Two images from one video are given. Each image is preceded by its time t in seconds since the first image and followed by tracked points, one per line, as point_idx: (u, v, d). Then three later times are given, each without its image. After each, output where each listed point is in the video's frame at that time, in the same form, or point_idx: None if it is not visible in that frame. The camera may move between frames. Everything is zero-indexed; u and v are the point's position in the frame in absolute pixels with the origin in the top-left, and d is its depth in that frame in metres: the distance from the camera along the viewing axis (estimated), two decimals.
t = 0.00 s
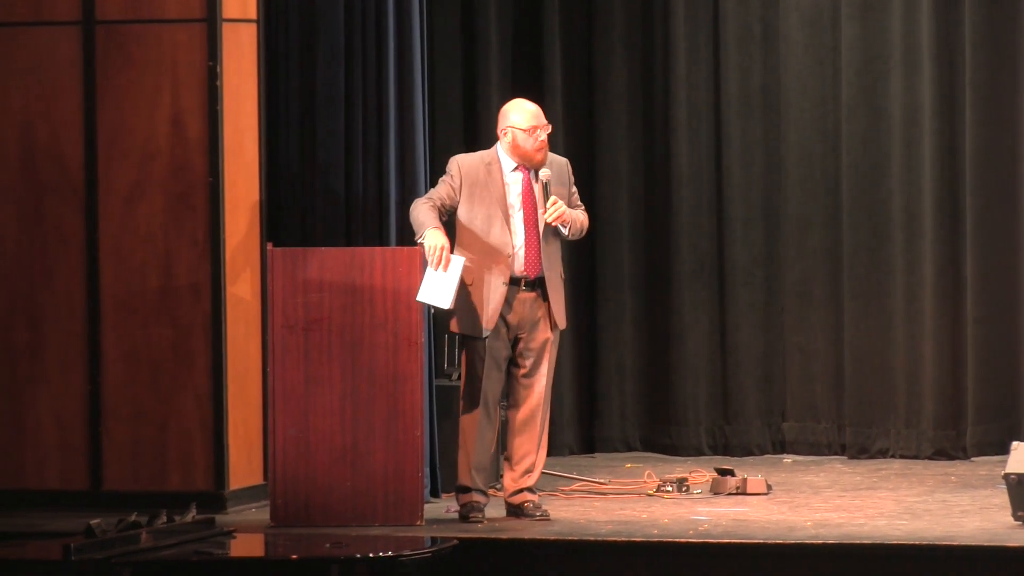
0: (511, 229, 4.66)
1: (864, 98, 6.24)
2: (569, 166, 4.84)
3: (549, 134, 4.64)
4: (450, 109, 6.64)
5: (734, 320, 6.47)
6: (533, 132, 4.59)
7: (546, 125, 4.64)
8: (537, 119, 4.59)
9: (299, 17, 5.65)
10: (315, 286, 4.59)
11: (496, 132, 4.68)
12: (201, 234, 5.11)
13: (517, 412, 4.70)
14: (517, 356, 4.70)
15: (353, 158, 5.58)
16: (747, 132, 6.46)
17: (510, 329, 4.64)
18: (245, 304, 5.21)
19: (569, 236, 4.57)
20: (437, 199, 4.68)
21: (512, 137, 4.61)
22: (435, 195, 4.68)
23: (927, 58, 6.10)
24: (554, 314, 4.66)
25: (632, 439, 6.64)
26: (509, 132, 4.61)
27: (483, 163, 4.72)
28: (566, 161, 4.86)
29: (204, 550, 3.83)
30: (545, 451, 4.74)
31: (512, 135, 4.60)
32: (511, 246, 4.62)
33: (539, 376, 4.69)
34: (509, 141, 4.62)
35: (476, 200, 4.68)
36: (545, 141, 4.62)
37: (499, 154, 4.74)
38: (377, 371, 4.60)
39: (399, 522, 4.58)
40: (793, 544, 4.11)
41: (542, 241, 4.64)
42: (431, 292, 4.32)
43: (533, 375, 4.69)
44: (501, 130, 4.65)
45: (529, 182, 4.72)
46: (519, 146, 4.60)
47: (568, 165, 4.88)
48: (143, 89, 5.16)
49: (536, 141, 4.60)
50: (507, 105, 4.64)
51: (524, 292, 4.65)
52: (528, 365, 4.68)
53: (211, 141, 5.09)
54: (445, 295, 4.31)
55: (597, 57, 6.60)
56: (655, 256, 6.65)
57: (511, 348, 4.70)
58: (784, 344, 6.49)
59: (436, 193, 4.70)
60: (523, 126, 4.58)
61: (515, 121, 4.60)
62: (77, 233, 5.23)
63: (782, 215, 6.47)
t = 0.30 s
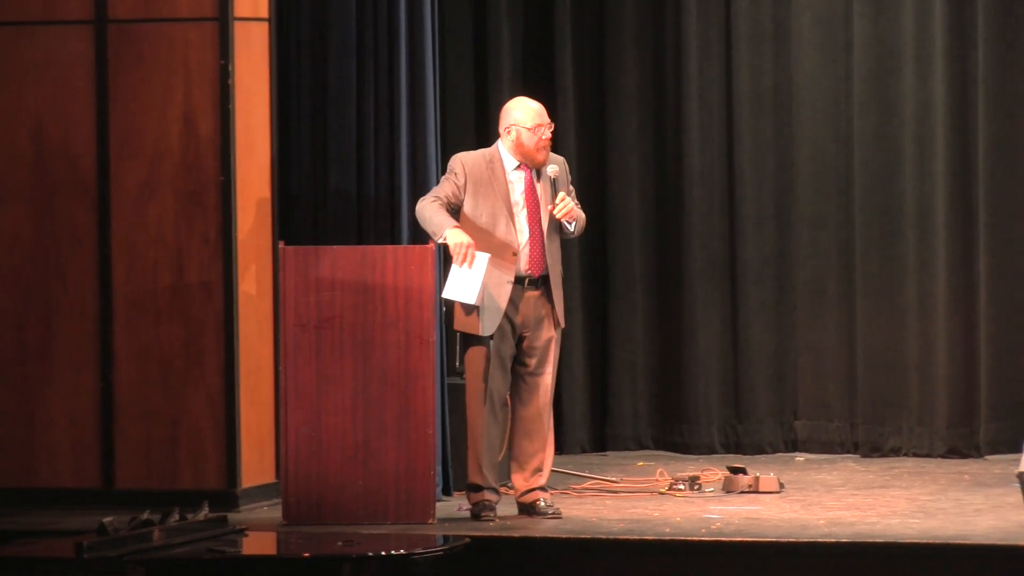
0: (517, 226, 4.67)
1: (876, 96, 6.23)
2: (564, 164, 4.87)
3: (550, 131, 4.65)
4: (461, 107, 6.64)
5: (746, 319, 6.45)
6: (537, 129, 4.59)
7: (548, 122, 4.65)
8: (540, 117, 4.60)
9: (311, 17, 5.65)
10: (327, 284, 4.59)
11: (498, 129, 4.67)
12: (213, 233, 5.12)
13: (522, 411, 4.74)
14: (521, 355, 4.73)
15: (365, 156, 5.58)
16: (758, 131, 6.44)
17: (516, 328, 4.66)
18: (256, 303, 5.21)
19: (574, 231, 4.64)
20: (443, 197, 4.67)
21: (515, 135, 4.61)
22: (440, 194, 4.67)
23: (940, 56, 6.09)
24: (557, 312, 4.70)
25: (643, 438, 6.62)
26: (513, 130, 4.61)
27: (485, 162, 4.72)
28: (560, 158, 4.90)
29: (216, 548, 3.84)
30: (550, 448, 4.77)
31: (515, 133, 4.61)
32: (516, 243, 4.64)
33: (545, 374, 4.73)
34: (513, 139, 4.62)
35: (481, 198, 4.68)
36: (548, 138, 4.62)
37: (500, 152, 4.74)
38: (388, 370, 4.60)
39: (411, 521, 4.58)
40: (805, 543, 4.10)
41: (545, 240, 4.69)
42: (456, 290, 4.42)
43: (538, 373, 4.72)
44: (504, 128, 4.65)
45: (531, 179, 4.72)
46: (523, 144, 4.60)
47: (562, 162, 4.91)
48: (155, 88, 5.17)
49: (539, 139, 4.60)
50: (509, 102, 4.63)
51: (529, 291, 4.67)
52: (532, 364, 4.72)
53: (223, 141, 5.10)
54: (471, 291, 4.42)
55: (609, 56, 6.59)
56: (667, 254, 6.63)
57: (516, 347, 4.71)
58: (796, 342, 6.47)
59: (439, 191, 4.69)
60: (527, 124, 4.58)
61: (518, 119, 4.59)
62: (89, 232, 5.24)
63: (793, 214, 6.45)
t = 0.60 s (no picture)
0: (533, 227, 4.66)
1: (899, 95, 6.24)
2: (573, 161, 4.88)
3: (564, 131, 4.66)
4: (483, 105, 6.63)
5: (769, 318, 6.42)
6: (552, 130, 4.59)
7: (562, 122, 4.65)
8: (555, 117, 4.60)
9: (334, 18, 5.65)
10: (349, 284, 4.59)
11: (510, 130, 4.67)
12: (236, 233, 5.13)
13: (540, 413, 4.73)
14: (539, 357, 4.72)
15: (388, 156, 5.59)
16: (782, 129, 6.41)
17: (534, 329, 4.65)
18: (279, 303, 5.22)
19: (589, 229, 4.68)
20: (459, 201, 4.62)
21: (530, 135, 4.60)
22: (456, 197, 4.62)
23: (964, 55, 6.13)
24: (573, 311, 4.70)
25: (666, 438, 6.59)
26: (528, 131, 4.60)
27: (500, 164, 4.69)
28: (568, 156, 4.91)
29: (239, 549, 3.83)
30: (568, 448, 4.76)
31: (530, 134, 4.60)
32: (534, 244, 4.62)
33: (562, 374, 4.72)
34: (527, 140, 4.62)
35: (497, 200, 4.65)
36: (563, 139, 4.63)
37: (513, 153, 4.72)
38: (411, 370, 4.60)
39: (434, 520, 4.58)
40: (829, 543, 4.08)
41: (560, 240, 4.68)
42: (498, 298, 4.40)
43: (556, 373, 4.71)
44: (517, 129, 4.65)
45: (544, 180, 4.72)
46: (538, 145, 4.60)
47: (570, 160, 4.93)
48: (177, 88, 5.18)
49: (554, 140, 4.60)
50: (522, 103, 4.63)
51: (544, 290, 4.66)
52: (551, 366, 4.71)
53: (246, 140, 5.11)
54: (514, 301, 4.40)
55: (631, 55, 6.57)
56: (690, 254, 6.60)
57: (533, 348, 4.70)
58: (820, 341, 6.43)
59: (454, 193, 4.64)
60: (543, 125, 4.58)
61: (534, 120, 4.58)
62: (112, 232, 5.25)
63: (817, 213, 6.42)
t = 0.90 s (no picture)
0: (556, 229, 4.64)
1: (928, 95, 6.20)
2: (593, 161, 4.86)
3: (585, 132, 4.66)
4: (512, 105, 6.62)
5: (798, 319, 6.39)
6: (573, 131, 4.59)
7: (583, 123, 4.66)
8: (576, 118, 4.60)
9: (362, 19, 5.64)
10: (377, 285, 4.59)
11: (530, 132, 4.66)
12: (264, 234, 5.14)
13: (563, 416, 4.70)
14: (562, 359, 4.70)
15: (416, 156, 5.59)
16: (810, 128, 6.38)
17: (558, 331, 4.63)
18: (308, 303, 5.23)
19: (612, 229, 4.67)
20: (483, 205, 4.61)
21: (551, 137, 4.61)
22: (480, 202, 4.61)
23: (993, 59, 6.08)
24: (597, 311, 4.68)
25: (695, 439, 6.56)
26: (549, 133, 4.60)
27: (521, 166, 4.67)
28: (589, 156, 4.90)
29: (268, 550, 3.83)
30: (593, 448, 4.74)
31: (551, 135, 4.60)
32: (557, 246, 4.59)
33: (587, 374, 4.70)
34: (548, 142, 4.62)
35: (521, 203, 4.64)
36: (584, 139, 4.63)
37: (534, 154, 4.71)
38: (440, 371, 4.59)
39: (462, 521, 4.58)
40: (856, 544, 4.06)
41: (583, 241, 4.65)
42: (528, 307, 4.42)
43: (581, 374, 4.69)
44: (537, 131, 4.64)
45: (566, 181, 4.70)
46: (559, 147, 4.60)
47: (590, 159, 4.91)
48: (206, 89, 5.20)
49: (574, 141, 4.60)
50: (541, 105, 4.63)
51: (568, 291, 4.63)
52: (574, 367, 4.69)
53: (274, 141, 5.12)
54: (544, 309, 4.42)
55: (660, 55, 6.54)
56: (719, 254, 6.57)
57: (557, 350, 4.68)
58: (848, 342, 6.39)
59: (477, 198, 4.62)
60: (564, 126, 4.58)
61: (555, 122, 4.59)
62: (140, 233, 5.26)
63: (846, 213, 6.38)
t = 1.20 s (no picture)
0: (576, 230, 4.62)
1: (950, 95, 6.15)
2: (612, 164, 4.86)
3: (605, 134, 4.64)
4: (534, 105, 6.59)
5: (821, 319, 6.36)
6: (594, 132, 4.58)
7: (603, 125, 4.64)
8: (595, 120, 4.58)
9: (384, 20, 5.63)
10: (400, 285, 4.58)
11: (550, 133, 4.64)
12: (287, 234, 5.15)
13: (583, 418, 4.68)
14: (583, 361, 4.68)
15: (438, 156, 5.59)
16: (833, 128, 6.35)
17: (580, 332, 4.61)
18: (329, 303, 5.24)
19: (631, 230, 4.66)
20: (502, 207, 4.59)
21: (571, 138, 4.59)
22: (499, 204, 4.59)
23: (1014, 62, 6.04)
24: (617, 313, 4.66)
25: (717, 439, 6.54)
26: (569, 134, 4.60)
27: (540, 168, 4.66)
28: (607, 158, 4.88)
29: (290, 552, 3.81)
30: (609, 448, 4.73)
31: (571, 136, 4.59)
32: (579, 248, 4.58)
33: (608, 375, 4.68)
34: (568, 143, 4.61)
35: (541, 204, 4.62)
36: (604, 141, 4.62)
37: (554, 156, 4.69)
38: (463, 372, 4.59)
39: (485, 522, 4.57)
40: (876, 545, 4.04)
41: (604, 243, 4.65)
42: (554, 306, 4.46)
43: (602, 375, 4.67)
44: (557, 132, 4.63)
45: (586, 182, 4.68)
46: (580, 148, 4.59)
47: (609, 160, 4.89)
48: (228, 90, 5.21)
49: (595, 142, 4.59)
50: (561, 106, 4.61)
51: (590, 293, 4.62)
52: (595, 369, 4.67)
53: (297, 142, 5.13)
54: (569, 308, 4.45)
55: (682, 55, 6.51)
56: (741, 254, 6.54)
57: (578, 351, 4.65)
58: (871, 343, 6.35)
59: (496, 199, 4.61)
60: (584, 128, 4.57)
61: (575, 123, 4.58)
62: (162, 234, 5.27)
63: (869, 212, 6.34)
